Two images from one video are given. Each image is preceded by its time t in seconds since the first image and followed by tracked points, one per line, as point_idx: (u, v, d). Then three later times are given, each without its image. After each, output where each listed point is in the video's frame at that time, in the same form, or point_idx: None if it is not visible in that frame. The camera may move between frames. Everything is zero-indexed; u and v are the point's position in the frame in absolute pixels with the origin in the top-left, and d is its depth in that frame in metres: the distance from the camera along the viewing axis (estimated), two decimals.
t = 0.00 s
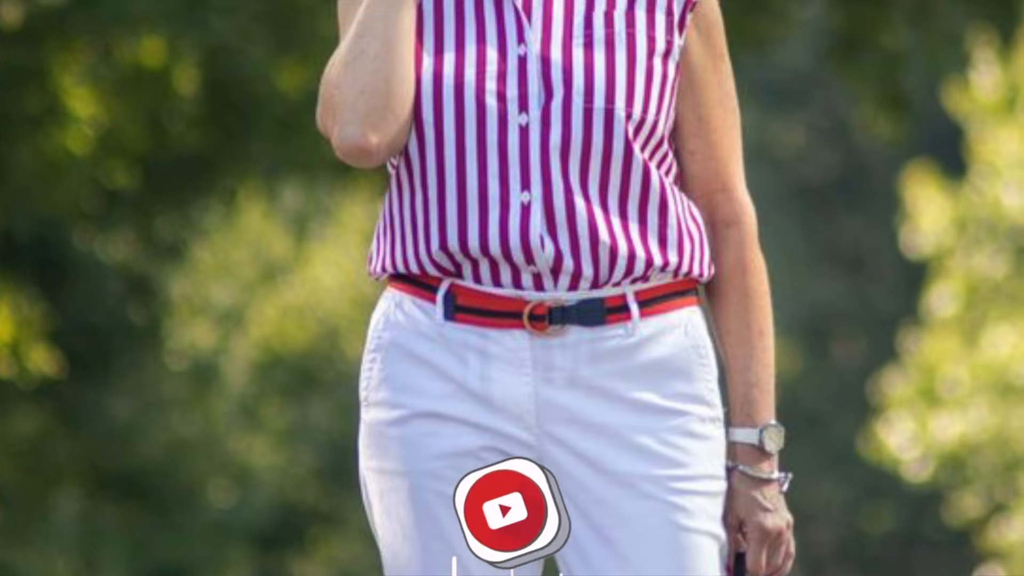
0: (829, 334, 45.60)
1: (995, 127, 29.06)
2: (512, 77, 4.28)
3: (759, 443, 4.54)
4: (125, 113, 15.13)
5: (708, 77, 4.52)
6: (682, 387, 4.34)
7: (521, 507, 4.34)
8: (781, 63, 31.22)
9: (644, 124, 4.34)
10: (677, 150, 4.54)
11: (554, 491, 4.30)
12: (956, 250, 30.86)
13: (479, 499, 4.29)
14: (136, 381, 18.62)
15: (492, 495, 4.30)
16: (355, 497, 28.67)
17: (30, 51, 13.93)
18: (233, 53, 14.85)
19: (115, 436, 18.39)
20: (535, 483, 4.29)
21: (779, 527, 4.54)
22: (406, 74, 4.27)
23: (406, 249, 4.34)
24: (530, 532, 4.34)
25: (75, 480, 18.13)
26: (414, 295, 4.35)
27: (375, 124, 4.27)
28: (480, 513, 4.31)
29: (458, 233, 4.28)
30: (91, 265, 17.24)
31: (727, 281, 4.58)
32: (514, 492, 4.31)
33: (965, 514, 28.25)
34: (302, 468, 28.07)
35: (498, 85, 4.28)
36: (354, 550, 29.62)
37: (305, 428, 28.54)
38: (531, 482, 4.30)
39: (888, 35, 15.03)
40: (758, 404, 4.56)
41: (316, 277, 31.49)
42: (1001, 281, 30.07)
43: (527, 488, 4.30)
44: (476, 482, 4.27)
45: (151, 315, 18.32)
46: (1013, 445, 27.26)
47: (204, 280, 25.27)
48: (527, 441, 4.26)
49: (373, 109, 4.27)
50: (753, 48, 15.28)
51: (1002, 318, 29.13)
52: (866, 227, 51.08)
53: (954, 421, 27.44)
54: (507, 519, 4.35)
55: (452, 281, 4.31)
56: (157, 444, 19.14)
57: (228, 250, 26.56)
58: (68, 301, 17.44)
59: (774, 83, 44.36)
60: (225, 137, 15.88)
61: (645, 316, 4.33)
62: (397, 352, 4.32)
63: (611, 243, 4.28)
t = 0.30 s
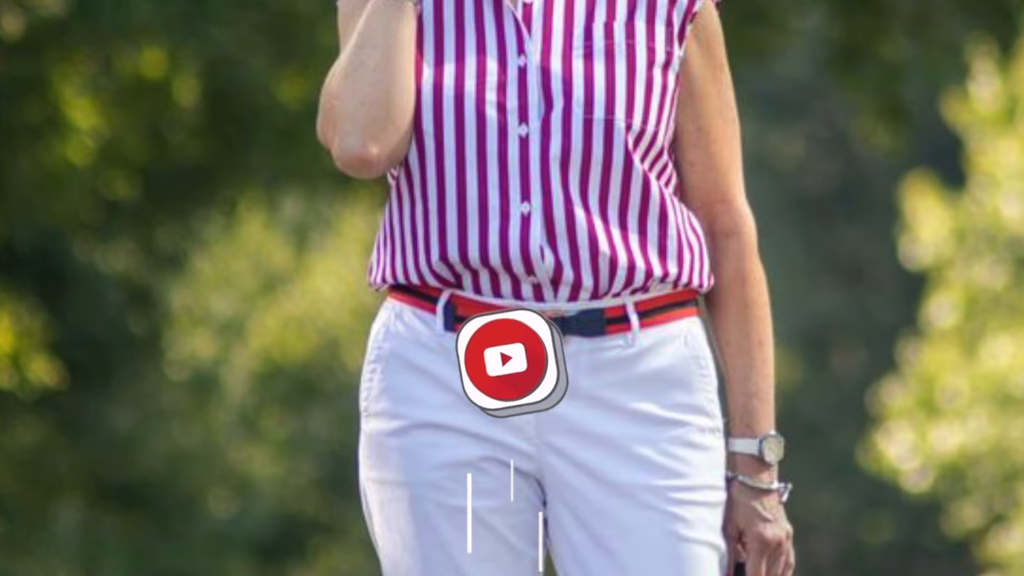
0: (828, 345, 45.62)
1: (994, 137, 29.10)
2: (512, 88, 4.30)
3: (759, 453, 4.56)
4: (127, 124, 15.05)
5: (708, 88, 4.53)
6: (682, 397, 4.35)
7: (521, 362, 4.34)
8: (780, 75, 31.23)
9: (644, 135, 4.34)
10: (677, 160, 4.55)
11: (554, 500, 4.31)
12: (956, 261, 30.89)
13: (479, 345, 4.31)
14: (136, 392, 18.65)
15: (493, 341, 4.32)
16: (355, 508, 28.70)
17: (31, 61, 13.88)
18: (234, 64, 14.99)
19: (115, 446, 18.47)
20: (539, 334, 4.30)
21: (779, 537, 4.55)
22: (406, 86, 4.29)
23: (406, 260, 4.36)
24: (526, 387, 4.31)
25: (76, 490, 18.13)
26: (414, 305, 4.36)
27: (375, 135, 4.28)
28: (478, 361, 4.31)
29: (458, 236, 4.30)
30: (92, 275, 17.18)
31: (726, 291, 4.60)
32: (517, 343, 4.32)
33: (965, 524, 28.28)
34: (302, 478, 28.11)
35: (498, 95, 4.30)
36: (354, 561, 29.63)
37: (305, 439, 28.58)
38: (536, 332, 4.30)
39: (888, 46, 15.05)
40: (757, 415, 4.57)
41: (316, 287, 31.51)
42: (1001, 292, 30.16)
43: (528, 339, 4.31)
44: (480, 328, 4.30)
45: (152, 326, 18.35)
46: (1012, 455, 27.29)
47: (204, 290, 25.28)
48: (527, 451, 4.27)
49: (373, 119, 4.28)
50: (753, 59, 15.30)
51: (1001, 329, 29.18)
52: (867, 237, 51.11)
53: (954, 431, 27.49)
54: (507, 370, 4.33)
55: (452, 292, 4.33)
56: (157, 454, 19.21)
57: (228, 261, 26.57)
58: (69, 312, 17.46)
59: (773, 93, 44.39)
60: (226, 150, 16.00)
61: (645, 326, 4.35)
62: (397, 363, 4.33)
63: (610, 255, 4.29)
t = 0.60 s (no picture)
0: (827, 355, 45.57)
1: (994, 149, 29.02)
2: (512, 98, 4.31)
3: (759, 464, 4.58)
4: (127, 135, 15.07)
5: (708, 99, 4.55)
6: (681, 408, 4.37)
7: (523, 288, 4.33)
8: (779, 85, 31.20)
9: (644, 145, 4.36)
10: (677, 171, 4.57)
11: (554, 511, 4.33)
12: (954, 272, 30.87)
13: (481, 264, 4.31)
14: (136, 402, 18.61)
15: (497, 263, 4.30)
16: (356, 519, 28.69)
17: (33, 73, 13.88)
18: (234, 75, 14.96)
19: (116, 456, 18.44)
20: (542, 260, 4.29)
21: (779, 548, 4.57)
22: (406, 96, 4.30)
23: (406, 270, 4.37)
24: (524, 313, 4.31)
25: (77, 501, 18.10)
26: (414, 316, 4.38)
27: (375, 146, 4.28)
28: (478, 283, 4.31)
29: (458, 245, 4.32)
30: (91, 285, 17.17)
31: (727, 302, 4.61)
32: (519, 268, 4.29)
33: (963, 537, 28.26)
34: (302, 489, 28.11)
35: (498, 106, 4.31)
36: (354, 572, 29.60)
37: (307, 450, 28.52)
38: (536, 255, 4.28)
39: (888, 57, 15.07)
40: (757, 426, 4.60)
41: (316, 298, 31.53)
42: (1000, 303, 30.13)
43: (531, 264, 4.29)
44: (483, 251, 4.30)
45: (152, 336, 18.36)
46: (1011, 465, 27.29)
47: (205, 300, 25.26)
48: (528, 462, 4.28)
49: (374, 130, 4.29)
50: (752, 69, 15.34)
51: (1001, 339, 29.16)
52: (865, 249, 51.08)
53: (953, 442, 27.46)
54: (505, 294, 4.32)
55: (451, 304, 4.34)
56: (158, 465, 19.15)
57: (228, 272, 26.55)
58: (69, 322, 17.48)
59: (773, 104, 44.33)
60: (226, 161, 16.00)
61: (645, 337, 4.37)
62: (397, 374, 4.35)
63: (610, 265, 4.31)
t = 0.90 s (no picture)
0: (827, 366, 45.54)
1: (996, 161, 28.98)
2: (512, 109, 4.32)
3: (759, 474, 4.59)
4: (128, 145, 15.13)
5: (708, 109, 4.55)
6: (681, 419, 4.39)
7: (527, 284, 4.34)
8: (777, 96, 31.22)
9: (644, 156, 4.37)
10: (677, 182, 4.58)
11: (554, 522, 4.35)
12: (954, 282, 30.88)
13: (487, 259, 4.32)
14: (138, 413, 18.58)
15: (500, 260, 4.31)
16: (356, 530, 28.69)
17: (33, 82, 13.93)
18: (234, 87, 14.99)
19: (117, 466, 18.42)
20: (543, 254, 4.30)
21: (779, 557, 4.58)
22: (406, 107, 4.31)
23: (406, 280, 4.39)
24: (528, 308, 4.32)
25: (78, 512, 18.11)
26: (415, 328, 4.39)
27: (376, 157, 4.30)
28: (482, 278, 4.33)
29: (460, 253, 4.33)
30: (94, 297, 17.21)
31: (727, 314, 4.63)
32: (523, 265, 4.32)
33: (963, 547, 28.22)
34: (303, 500, 28.12)
35: (499, 117, 4.33)
36: None
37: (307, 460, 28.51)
38: (541, 252, 4.30)
39: (888, 68, 15.07)
40: (757, 436, 4.62)
41: (317, 308, 31.57)
42: (1000, 314, 30.10)
43: (535, 260, 4.31)
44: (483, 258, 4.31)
45: (154, 347, 18.37)
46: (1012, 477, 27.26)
47: (205, 312, 25.25)
48: (527, 472, 4.30)
49: (374, 141, 4.30)
50: (751, 79, 15.45)
51: (1000, 349, 29.15)
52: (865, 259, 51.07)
53: (953, 453, 27.44)
54: (509, 291, 4.34)
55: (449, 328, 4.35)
56: (157, 475, 19.13)
57: (228, 283, 26.56)
58: (70, 333, 17.46)
59: (773, 116, 44.33)
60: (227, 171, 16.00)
61: (645, 346, 4.38)
62: (397, 384, 4.37)
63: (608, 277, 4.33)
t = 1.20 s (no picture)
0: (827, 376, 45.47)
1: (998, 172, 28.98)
2: (512, 119, 4.34)
3: (759, 484, 4.61)
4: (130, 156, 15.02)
5: (707, 120, 4.57)
6: (681, 429, 4.40)
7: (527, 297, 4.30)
8: (776, 108, 31.26)
9: (643, 166, 4.39)
10: (677, 194, 4.60)
11: (553, 532, 4.36)
12: (953, 293, 30.88)
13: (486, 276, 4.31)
14: (138, 423, 18.58)
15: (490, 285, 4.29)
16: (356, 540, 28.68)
17: (32, 95, 13.98)
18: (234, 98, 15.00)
19: (117, 478, 18.39)
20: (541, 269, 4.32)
21: (778, 568, 4.60)
22: (406, 118, 4.33)
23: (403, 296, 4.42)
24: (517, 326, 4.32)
25: (77, 522, 18.12)
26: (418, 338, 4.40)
27: (376, 168, 4.32)
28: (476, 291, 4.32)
29: (460, 254, 4.34)
30: (94, 308, 17.13)
31: (726, 324, 4.65)
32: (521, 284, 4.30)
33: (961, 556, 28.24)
34: (303, 510, 28.10)
35: (498, 127, 4.34)
36: None
37: (308, 469, 28.49)
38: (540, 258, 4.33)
39: (887, 79, 15.12)
40: (757, 447, 4.64)
41: (316, 318, 31.60)
42: (999, 324, 30.06)
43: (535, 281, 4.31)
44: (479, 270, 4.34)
45: (155, 357, 18.27)
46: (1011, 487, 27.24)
47: (206, 323, 25.27)
48: (527, 483, 4.31)
49: (373, 152, 4.32)
50: (751, 89, 15.41)
51: (999, 360, 29.14)
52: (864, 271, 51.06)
53: (952, 463, 27.41)
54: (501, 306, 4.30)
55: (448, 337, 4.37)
56: (158, 486, 19.13)
57: (227, 293, 26.55)
58: (70, 343, 17.42)
59: (772, 127, 44.32)
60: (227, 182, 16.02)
61: (644, 357, 4.40)
62: (398, 396, 4.38)
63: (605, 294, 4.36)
